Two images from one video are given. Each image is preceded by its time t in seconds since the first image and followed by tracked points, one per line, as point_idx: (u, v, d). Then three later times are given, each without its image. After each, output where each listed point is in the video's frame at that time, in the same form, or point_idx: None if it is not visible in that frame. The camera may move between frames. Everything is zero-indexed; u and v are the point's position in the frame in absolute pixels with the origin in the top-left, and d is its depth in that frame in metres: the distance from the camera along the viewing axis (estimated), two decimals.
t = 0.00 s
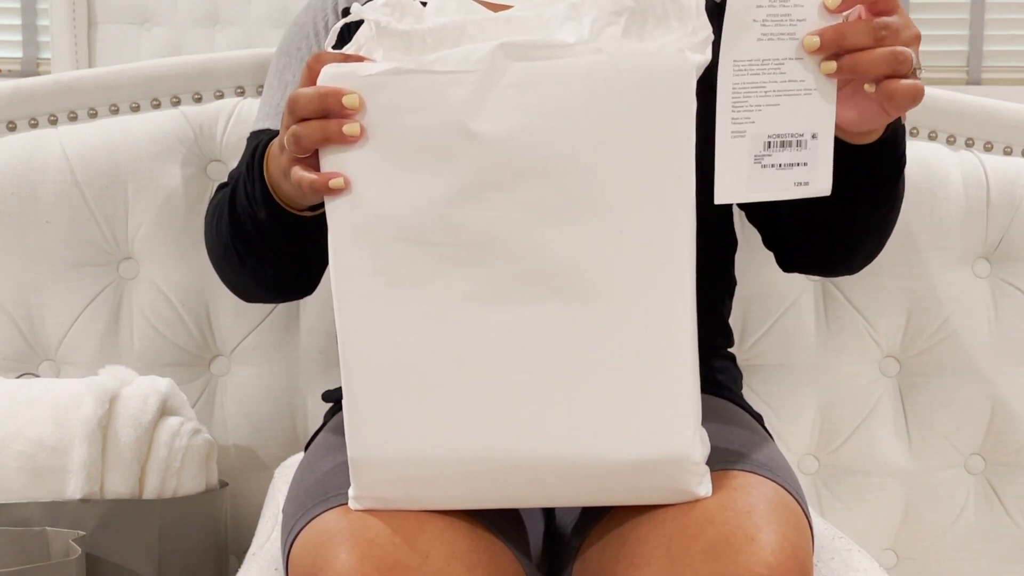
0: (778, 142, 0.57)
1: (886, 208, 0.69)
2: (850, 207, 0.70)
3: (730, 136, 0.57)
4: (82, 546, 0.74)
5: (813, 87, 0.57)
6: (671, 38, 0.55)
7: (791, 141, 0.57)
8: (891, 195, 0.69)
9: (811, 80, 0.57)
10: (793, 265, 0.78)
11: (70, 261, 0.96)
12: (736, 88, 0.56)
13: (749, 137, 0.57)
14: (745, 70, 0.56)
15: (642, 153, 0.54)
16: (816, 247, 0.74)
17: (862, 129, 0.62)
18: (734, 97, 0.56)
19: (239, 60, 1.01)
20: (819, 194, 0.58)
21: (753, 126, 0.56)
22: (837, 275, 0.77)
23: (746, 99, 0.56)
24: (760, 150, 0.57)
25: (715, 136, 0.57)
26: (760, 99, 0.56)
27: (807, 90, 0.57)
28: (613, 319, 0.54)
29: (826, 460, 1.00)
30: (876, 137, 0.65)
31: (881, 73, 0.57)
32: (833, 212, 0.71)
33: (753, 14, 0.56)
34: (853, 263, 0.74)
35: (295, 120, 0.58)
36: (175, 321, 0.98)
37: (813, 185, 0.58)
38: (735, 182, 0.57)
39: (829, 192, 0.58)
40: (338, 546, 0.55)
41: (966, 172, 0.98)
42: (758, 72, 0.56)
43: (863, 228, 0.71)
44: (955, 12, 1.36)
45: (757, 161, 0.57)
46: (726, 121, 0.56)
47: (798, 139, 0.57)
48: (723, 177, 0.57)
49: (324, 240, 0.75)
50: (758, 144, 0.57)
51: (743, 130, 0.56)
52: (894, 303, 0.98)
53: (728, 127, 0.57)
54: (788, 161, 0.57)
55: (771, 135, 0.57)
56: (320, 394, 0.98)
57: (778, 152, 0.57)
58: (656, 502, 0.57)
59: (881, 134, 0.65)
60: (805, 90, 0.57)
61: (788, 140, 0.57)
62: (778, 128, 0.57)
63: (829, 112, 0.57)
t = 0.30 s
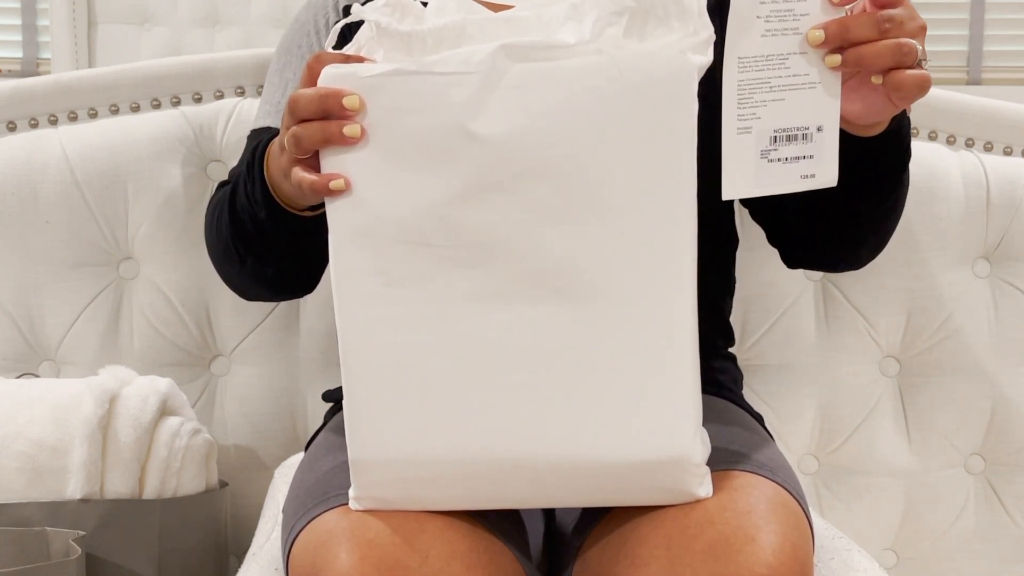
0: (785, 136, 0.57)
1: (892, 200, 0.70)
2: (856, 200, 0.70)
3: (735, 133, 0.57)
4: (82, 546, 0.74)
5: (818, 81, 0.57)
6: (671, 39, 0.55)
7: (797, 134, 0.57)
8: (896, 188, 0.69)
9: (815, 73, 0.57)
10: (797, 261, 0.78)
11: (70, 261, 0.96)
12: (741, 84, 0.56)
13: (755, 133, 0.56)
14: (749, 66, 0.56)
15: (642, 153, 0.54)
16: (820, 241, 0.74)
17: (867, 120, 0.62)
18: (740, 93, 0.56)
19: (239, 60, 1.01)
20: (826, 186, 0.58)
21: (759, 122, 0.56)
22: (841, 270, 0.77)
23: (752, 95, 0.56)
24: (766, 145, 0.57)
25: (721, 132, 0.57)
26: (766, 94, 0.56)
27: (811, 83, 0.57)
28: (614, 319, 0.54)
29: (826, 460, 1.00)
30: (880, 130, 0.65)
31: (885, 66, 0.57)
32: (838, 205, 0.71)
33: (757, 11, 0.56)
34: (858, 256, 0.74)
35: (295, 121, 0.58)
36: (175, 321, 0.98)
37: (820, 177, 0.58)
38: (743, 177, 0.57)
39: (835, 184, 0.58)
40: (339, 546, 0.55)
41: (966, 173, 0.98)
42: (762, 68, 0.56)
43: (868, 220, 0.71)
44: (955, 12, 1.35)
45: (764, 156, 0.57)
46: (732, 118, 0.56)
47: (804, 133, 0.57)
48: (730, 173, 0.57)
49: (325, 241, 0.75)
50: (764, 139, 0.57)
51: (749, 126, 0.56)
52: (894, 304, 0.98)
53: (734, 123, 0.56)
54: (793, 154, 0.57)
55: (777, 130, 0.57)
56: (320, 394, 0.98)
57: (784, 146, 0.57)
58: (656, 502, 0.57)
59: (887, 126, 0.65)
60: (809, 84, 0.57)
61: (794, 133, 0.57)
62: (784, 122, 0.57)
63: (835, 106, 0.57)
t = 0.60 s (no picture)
0: (777, 136, 0.56)
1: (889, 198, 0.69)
2: (853, 205, 0.70)
3: (728, 131, 0.56)
4: (82, 546, 0.74)
5: (811, 81, 0.57)
6: (670, 39, 0.55)
7: (789, 134, 0.56)
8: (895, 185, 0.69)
9: (809, 73, 0.57)
10: (795, 261, 0.78)
11: (70, 261, 0.96)
12: (734, 82, 0.56)
13: (748, 132, 0.56)
14: (743, 65, 0.56)
15: (642, 153, 0.54)
16: (819, 241, 0.74)
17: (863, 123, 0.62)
18: (733, 91, 0.56)
19: (239, 60, 1.01)
20: (818, 186, 0.57)
21: (751, 121, 0.56)
22: (838, 271, 0.77)
23: (745, 93, 0.56)
24: (759, 144, 0.56)
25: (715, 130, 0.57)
26: (759, 93, 0.56)
27: (804, 83, 0.57)
28: (614, 319, 0.54)
29: (826, 460, 1.00)
30: (880, 129, 0.64)
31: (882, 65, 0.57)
32: (835, 206, 0.71)
33: (751, 9, 0.56)
34: (857, 258, 0.74)
35: (294, 121, 0.58)
36: (175, 321, 0.98)
37: (812, 177, 0.57)
38: (735, 175, 0.57)
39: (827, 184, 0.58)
40: (339, 546, 0.55)
41: (966, 173, 0.98)
42: (755, 67, 0.56)
43: (867, 221, 0.70)
44: (955, 12, 1.35)
45: (756, 155, 0.57)
46: (725, 116, 0.56)
47: (795, 133, 0.57)
48: (722, 172, 0.57)
49: (325, 241, 0.75)
50: (757, 138, 0.56)
51: (742, 125, 0.56)
52: (894, 304, 0.98)
53: (726, 122, 0.56)
54: (786, 154, 0.57)
55: (769, 129, 0.56)
56: (320, 394, 0.98)
57: (776, 145, 0.57)
58: (655, 502, 0.57)
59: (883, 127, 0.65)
60: (802, 84, 0.57)
61: (786, 133, 0.56)
62: (777, 121, 0.56)
63: (828, 106, 0.57)
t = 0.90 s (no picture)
0: (786, 148, 0.56)
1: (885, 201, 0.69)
2: (850, 213, 0.70)
3: (739, 145, 0.55)
4: (81, 547, 0.74)
5: (813, 93, 0.56)
6: (670, 39, 0.55)
7: (798, 146, 0.56)
8: (890, 188, 0.69)
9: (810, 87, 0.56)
10: (794, 267, 0.78)
11: (70, 261, 0.96)
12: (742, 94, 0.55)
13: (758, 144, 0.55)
14: (750, 75, 0.56)
15: (642, 152, 0.54)
16: (817, 245, 0.74)
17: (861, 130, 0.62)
18: (742, 104, 0.55)
19: (240, 60, 1.01)
20: (827, 200, 0.56)
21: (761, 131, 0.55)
22: (838, 277, 0.77)
23: (752, 105, 0.56)
24: (769, 156, 0.55)
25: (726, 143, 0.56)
26: (766, 104, 0.56)
27: (806, 96, 0.56)
28: (614, 320, 0.54)
29: (826, 460, 1.00)
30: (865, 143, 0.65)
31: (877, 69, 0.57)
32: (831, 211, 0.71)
33: (754, 17, 0.56)
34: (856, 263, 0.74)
35: (295, 121, 0.58)
36: (175, 321, 0.98)
37: (822, 192, 0.56)
38: (746, 191, 0.55)
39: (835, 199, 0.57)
40: (339, 546, 0.55)
41: (966, 172, 0.98)
42: (761, 78, 0.56)
43: (863, 224, 0.70)
44: (955, 12, 1.35)
45: (767, 168, 0.55)
46: (735, 126, 0.55)
47: (803, 144, 0.56)
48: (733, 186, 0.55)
49: (326, 241, 0.75)
50: (767, 150, 0.55)
51: (752, 137, 0.55)
52: (894, 304, 0.98)
53: (737, 134, 0.55)
54: (795, 167, 0.56)
55: (778, 142, 0.55)
56: (320, 394, 0.98)
57: (786, 158, 0.56)
58: (655, 503, 0.57)
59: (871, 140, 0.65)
60: (806, 95, 0.56)
61: (794, 145, 0.56)
62: (786, 134, 0.56)
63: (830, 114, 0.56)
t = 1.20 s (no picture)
0: (762, 142, 0.57)
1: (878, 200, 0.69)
2: (847, 218, 0.70)
3: (719, 133, 0.56)
4: (81, 547, 0.74)
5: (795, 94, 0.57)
6: (669, 38, 0.55)
7: (775, 142, 0.57)
8: (884, 187, 0.68)
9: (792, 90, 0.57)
10: (792, 273, 0.78)
11: (70, 261, 0.96)
12: (727, 83, 0.56)
13: (737, 135, 0.56)
14: (737, 66, 0.56)
15: (642, 152, 0.54)
16: (813, 247, 0.74)
17: (848, 142, 0.63)
18: (726, 95, 0.56)
19: (240, 60, 1.01)
20: (797, 196, 0.58)
21: (741, 124, 0.56)
22: (834, 282, 0.76)
23: (736, 96, 0.56)
24: (746, 148, 0.57)
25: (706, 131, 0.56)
26: (749, 97, 0.56)
27: (788, 91, 0.57)
28: (614, 320, 0.54)
29: (826, 460, 1.00)
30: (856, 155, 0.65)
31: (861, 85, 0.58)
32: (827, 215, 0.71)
33: (747, 12, 0.55)
34: (851, 265, 0.73)
35: (294, 121, 0.58)
36: (175, 321, 0.98)
37: (792, 187, 0.58)
38: (720, 181, 0.57)
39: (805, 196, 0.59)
40: (339, 546, 0.55)
41: (966, 172, 0.98)
42: (747, 71, 0.56)
43: (858, 223, 0.70)
44: (956, 12, 1.35)
45: (743, 160, 0.57)
46: (716, 116, 0.56)
47: (780, 140, 0.57)
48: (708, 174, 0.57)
49: (326, 241, 0.75)
50: (745, 143, 0.56)
51: (731, 127, 0.56)
52: (894, 304, 0.98)
53: (718, 122, 0.56)
54: (770, 161, 0.57)
55: (756, 134, 0.57)
56: (320, 394, 0.98)
57: (762, 152, 0.57)
58: (655, 502, 0.57)
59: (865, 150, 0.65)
60: (788, 93, 0.57)
61: (771, 140, 0.57)
62: (764, 127, 0.57)
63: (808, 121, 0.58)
